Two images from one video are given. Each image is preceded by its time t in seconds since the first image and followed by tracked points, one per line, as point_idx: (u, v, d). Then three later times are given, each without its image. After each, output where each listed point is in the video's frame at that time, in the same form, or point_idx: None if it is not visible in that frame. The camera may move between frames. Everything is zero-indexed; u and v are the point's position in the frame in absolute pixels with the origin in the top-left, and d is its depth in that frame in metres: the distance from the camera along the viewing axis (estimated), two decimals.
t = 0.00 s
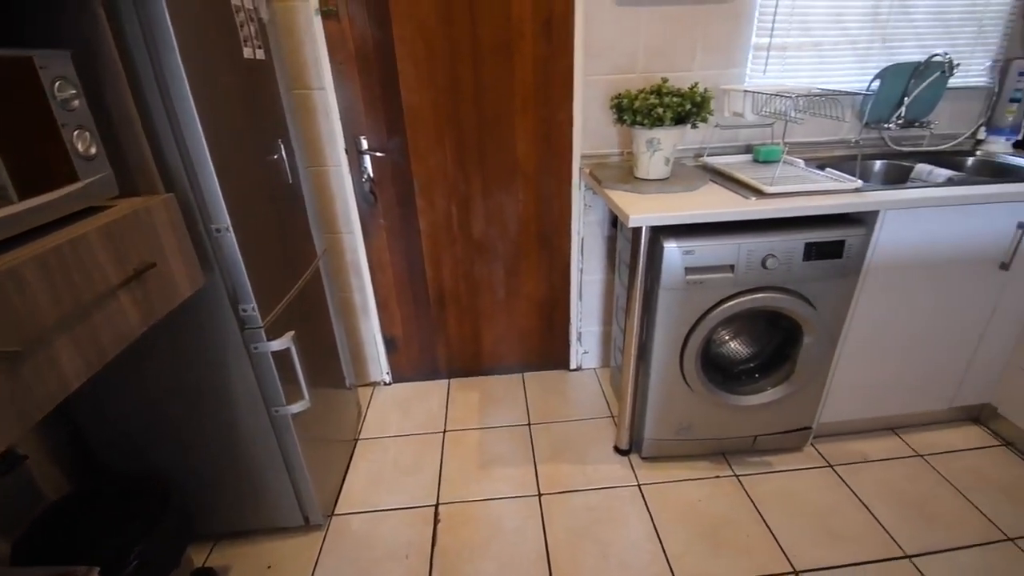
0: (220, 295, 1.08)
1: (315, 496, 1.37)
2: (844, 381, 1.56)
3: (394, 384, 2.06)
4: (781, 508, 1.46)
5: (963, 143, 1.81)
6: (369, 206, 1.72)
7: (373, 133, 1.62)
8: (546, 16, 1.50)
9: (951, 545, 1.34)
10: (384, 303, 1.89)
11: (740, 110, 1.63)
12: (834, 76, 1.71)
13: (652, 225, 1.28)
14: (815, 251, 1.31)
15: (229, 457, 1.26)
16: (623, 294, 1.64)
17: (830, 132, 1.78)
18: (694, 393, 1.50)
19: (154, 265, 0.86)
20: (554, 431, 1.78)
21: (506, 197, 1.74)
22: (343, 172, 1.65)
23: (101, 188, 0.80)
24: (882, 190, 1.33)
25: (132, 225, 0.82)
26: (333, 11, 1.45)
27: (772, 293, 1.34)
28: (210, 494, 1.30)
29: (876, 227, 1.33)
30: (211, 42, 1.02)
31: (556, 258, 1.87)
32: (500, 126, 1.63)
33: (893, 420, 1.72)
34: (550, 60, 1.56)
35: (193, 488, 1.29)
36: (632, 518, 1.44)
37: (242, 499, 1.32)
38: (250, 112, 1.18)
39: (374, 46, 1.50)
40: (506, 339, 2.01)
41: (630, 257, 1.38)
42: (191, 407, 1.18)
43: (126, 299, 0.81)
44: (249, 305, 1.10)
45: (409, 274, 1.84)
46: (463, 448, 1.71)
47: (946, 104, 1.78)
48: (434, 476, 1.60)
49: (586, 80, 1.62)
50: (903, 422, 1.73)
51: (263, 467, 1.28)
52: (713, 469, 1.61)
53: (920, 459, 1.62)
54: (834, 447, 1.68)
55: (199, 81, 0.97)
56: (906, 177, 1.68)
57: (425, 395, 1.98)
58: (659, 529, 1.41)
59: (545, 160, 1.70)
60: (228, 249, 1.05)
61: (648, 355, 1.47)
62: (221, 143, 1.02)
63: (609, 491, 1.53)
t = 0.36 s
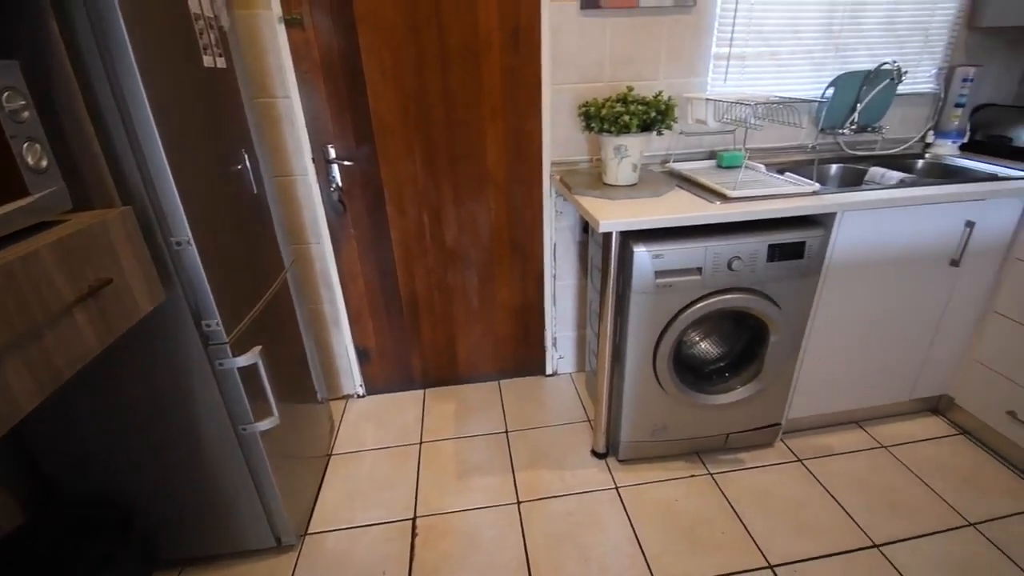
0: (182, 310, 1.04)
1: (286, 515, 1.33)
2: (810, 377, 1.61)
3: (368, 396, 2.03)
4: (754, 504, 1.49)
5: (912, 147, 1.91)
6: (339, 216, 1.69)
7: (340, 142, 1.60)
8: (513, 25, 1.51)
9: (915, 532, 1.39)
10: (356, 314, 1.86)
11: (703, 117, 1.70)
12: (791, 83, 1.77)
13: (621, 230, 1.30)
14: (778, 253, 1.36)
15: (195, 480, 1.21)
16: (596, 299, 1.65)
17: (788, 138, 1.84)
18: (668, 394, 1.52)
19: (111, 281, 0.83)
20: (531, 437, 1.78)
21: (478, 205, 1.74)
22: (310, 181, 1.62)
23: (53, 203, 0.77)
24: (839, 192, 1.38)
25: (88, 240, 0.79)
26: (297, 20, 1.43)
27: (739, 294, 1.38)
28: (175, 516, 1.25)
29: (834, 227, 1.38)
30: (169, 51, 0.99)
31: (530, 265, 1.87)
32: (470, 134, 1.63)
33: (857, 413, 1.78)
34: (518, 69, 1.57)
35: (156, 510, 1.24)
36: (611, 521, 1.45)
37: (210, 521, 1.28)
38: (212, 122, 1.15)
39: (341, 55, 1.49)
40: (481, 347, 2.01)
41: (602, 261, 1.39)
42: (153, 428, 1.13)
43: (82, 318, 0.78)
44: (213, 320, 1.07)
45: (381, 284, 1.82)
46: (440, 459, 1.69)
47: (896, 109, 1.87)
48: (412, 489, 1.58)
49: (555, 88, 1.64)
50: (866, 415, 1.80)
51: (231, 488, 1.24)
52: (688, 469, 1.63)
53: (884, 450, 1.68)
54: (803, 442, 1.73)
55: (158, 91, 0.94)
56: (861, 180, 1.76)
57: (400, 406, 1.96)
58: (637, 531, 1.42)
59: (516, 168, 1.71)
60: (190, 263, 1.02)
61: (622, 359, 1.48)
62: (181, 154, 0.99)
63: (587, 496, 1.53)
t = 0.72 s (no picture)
0: (141, 327, 1.01)
1: (256, 536, 1.29)
2: (777, 376, 1.66)
3: (341, 409, 1.99)
4: (728, 502, 1.52)
5: (867, 151, 1.99)
6: (306, 226, 1.66)
7: (307, 152, 1.58)
8: (480, 35, 1.52)
9: (881, 523, 1.43)
10: (326, 326, 1.83)
11: (668, 125, 1.74)
12: (751, 92, 1.83)
13: (592, 236, 1.32)
14: (742, 255, 1.39)
15: (161, 504, 1.16)
16: (569, 305, 1.67)
17: (749, 144, 1.90)
18: (641, 396, 1.54)
19: (65, 299, 0.80)
20: (508, 445, 1.77)
21: (449, 214, 1.74)
22: (276, 192, 1.59)
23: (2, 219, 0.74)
24: (799, 196, 1.43)
25: (40, 257, 0.76)
26: (259, 28, 1.41)
27: (707, 296, 1.41)
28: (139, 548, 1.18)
29: (795, 230, 1.43)
30: (125, 60, 0.96)
31: (503, 273, 1.88)
32: (439, 143, 1.63)
33: (823, 409, 1.84)
34: (485, 78, 1.58)
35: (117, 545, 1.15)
36: (589, 526, 1.45)
37: (177, 547, 1.22)
38: (171, 133, 1.12)
39: (305, 64, 1.47)
40: (456, 356, 1.99)
41: (574, 266, 1.40)
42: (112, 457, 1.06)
43: (34, 338, 0.74)
44: (174, 336, 1.04)
45: (352, 295, 1.79)
46: (416, 471, 1.67)
47: (850, 116, 1.95)
48: (388, 504, 1.55)
49: (523, 97, 1.65)
50: (832, 411, 1.86)
51: (200, 510, 1.20)
52: (664, 470, 1.65)
53: (850, 444, 1.73)
54: (773, 439, 1.77)
55: (114, 102, 0.91)
56: (818, 184, 1.83)
57: (374, 419, 1.93)
58: (616, 534, 1.42)
59: (486, 176, 1.71)
60: (150, 278, 0.98)
61: (596, 363, 1.50)
62: (138, 166, 0.96)
63: (564, 501, 1.53)
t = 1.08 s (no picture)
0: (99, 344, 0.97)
1: (225, 559, 1.24)
2: (746, 375, 1.70)
3: (313, 424, 1.95)
4: (703, 502, 1.55)
5: (823, 157, 2.05)
6: (273, 238, 1.63)
7: (273, 162, 1.55)
8: (447, 44, 1.53)
9: (849, 516, 1.48)
10: (296, 339, 1.79)
11: (634, 133, 1.80)
12: (713, 100, 1.89)
13: (563, 243, 1.33)
14: (709, 259, 1.43)
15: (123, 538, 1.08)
16: (542, 312, 1.68)
17: (713, 151, 1.96)
18: (615, 400, 1.55)
19: (16, 318, 0.77)
20: (485, 454, 1.76)
21: (421, 223, 1.73)
22: (240, 203, 1.56)
23: None
24: (761, 201, 1.48)
25: None
26: (221, 36, 1.38)
27: (677, 300, 1.44)
28: None
29: (759, 233, 1.47)
30: (79, 70, 0.93)
31: (476, 281, 1.88)
32: (409, 153, 1.63)
33: (790, 406, 1.89)
34: (454, 87, 1.59)
35: None
36: (568, 532, 1.45)
37: None
38: (130, 144, 1.08)
39: (269, 73, 1.45)
40: (431, 366, 1.98)
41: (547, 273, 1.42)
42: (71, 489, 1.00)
43: None
44: (134, 354, 1.00)
45: (322, 307, 1.77)
46: (392, 485, 1.64)
47: (806, 123, 2.04)
48: (363, 519, 1.52)
49: (492, 106, 1.67)
50: (799, 408, 1.92)
51: (166, 536, 1.14)
52: (640, 472, 1.67)
53: (817, 440, 1.79)
54: (744, 438, 1.81)
55: (66, 112, 0.87)
56: (779, 189, 1.90)
57: (348, 433, 1.89)
58: (594, 539, 1.43)
59: (458, 185, 1.72)
60: (108, 295, 0.94)
61: (570, 369, 1.51)
62: (94, 179, 0.93)
63: (542, 509, 1.53)
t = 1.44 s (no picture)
0: (57, 362, 0.92)
1: None
2: (719, 377, 1.73)
3: (286, 440, 1.90)
4: (681, 503, 1.56)
5: (787, 163, 2.15)
6: (242, 249, 1.59)
7: (241, 172, 1.52)
8: (418, 53, 1.53)
9: (822, 511, 1.52)
10: (267, 353, 1.75)
11: (606, 141, 1.85)
12: (681, 109, 1.94)
13: (538, 250, 1.33)
14: (681, 263, 1.46)
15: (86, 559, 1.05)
16: (519, 318, 1.68)
17: (682, 158, 2.01)
18: (593, 405, 1.56)
19: None
20: (464, 464, 1.75)
21: (395, 232, 1.72)
22: (207, 214, 1.52)
23: None
24: (729, 206, 1.52)
25: None
26: (185, 44, 1.35)
27: (651, 304, 1.46)
28: None
29: (727, 237, 1.51)
30: (35, 78, 0.89)
31: (452, 289, 1.87)
32: (382, 162, 1.62)
33: (763, 406, 1.94)
34: (426, 96, 1.59)
35: None
36: (549, 539, 1.45)
37: None
38: (90, 155, 1.04)
39: (236, 82, 1.42)
40: (408, 376, 1.96)
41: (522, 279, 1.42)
42: (40, 498, 0.97)
43: None
44: (96, 372, 0.95)
45: (295, 319, 1.73)
46: (370, 499, 1.61)
47: (770, 130, 2.10)
48: (341, 536, 1.49)
49: (465, 115, 1.67)
50: (771, 407, 1.96)
51: (133, 565, 1.10)
52: (619, 476, 1.68)
53: (789, 438, 1.83)
54: (719, 438, 1.85)
55: (22, 122, 0.84)
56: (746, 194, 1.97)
57: (323, 447, 1.85)
58: (575, 546, 1.43)
59: (431, 193, 1.71)
60: (67, 310, 0.90)
61: (548, 375, 1.51)
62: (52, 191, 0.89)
63: (523, 517, 1.53)
